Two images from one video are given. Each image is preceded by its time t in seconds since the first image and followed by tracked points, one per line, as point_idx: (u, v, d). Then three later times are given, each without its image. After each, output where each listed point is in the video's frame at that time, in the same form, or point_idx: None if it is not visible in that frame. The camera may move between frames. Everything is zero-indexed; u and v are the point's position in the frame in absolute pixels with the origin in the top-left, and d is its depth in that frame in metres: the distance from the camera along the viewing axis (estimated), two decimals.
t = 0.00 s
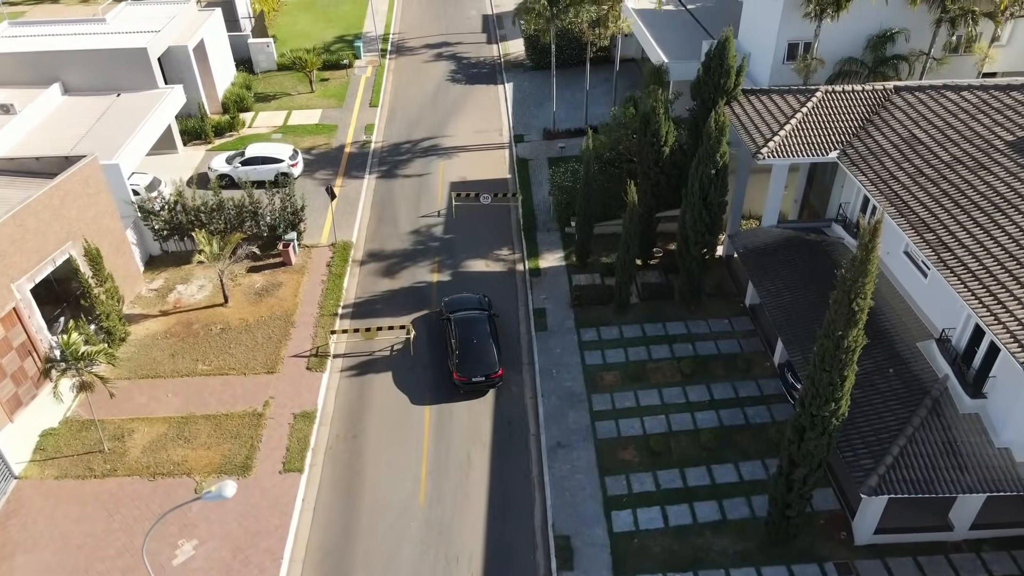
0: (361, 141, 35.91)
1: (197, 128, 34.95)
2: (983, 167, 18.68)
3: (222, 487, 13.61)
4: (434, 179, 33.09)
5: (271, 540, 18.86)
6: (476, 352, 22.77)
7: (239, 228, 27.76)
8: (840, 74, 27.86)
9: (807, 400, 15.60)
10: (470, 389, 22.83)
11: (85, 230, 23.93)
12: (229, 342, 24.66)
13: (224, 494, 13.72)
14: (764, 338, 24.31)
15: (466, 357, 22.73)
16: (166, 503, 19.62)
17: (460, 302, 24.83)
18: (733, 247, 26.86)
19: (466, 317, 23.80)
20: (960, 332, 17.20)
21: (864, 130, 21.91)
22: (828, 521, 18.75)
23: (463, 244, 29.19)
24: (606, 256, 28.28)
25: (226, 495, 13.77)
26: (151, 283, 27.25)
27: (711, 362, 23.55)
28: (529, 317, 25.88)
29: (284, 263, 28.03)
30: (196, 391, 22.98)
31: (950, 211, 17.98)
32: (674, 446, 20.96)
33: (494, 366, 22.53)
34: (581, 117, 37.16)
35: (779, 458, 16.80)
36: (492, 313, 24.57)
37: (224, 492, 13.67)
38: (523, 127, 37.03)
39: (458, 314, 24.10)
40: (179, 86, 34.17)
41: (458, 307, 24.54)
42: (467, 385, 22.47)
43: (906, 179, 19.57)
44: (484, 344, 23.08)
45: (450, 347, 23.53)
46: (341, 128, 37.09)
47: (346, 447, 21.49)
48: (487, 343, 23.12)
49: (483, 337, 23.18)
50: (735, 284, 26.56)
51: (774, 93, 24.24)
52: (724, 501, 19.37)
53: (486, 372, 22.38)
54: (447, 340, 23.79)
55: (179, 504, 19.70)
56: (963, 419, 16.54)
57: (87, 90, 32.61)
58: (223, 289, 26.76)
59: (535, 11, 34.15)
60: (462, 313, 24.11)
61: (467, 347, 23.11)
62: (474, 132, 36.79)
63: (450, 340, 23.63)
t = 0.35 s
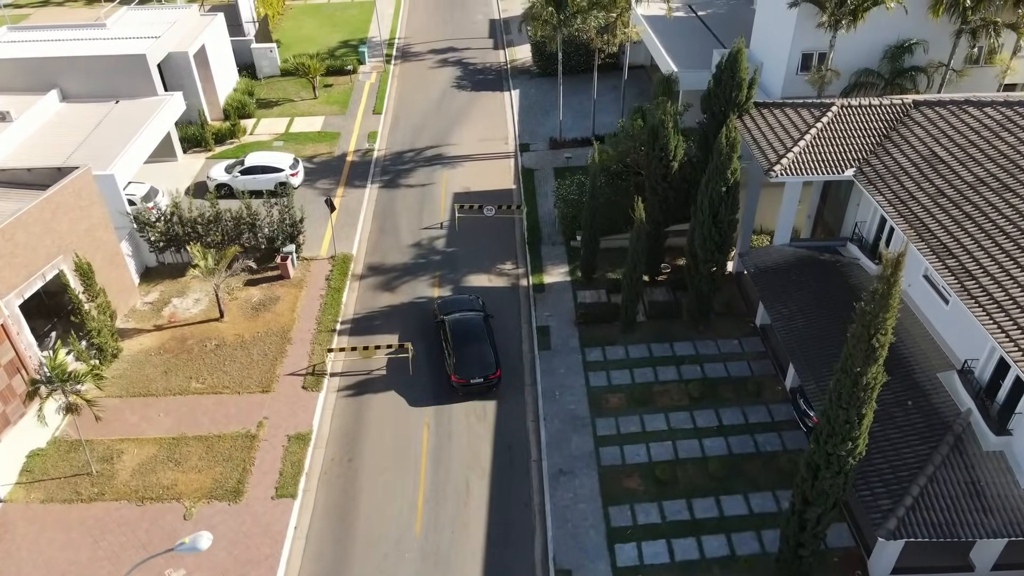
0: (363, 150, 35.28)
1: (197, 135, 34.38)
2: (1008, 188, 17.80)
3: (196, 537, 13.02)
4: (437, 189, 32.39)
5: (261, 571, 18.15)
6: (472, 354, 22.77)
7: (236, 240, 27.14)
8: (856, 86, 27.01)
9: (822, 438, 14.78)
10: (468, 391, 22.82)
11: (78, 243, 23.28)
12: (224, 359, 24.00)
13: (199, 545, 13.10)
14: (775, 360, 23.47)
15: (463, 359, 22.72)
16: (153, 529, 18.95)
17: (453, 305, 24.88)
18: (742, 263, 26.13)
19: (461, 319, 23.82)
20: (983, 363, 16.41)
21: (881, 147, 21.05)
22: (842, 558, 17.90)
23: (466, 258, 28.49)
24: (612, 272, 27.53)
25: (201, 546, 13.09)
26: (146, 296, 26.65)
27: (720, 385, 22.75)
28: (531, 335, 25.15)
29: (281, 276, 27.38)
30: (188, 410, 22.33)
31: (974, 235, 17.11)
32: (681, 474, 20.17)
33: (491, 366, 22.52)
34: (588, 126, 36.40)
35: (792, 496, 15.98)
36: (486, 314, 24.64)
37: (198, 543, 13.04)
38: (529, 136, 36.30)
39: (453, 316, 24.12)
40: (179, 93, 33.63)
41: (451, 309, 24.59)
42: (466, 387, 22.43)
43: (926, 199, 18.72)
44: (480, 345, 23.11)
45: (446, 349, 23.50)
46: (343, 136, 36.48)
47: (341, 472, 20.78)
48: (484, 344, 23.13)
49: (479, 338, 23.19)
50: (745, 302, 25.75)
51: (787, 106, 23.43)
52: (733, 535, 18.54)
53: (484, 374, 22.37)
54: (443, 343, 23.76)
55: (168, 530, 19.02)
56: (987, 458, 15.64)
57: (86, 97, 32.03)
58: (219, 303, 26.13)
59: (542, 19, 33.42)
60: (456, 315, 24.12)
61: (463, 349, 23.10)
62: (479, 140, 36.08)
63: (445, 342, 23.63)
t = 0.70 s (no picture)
0: (368, 157, 34.62)
1: (200, 141, 33.83)
2: None
3: None
4: (443, 199, 31.68)
5: None
6: (471, 355, 22.67)
7: (236, 251, 26.53)
8: (876, 98, 26.09)
9: (842, 481, 13.93)
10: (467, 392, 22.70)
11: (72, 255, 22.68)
12: (221, 376, 23.36)
13: None
14: (790, 385, 22.60)
15: (462, 360, 22.59)
16: (142, 556, 18.31)
17: (448, 307, 24.81)
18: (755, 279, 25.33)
19: (458, 321, 23.77)
20: (1013, 399, 15.49)
21: (904, 165, 20.13)
22: None
23: (471, 271, 27.75)
24: (622, 288, 26.73)
25: None
26: (143, 308, 26.08)
27: (732, 410, 21.91)
28: (537, 354, 24.38)
29: (282, 289, 26.73)
30: (182, 429, 21.69)
31: (1004, 262, 16.17)
32: (690, 505, 19.33)
33: (491, 367, 22.50)
34: (598, 134, 35.59)
35: (809, 538, 15.12)
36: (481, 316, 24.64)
37: None
38: (537, 144, 35.53)
39: (449, 318, 24.06)
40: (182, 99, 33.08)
41: (447, 312, 24.52)
42: (465, 388, 22.32)
43: (952, 222, 17.79)
44: (478, 346, 23.06)
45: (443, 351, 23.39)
46: (348, 142, 35.83)
47: (338, 498, 20.09)
48: (482, 346, 23.12)
49: (477, 340, 23.17)
50: (759, 322, 24.87)
51: (805, 121, 22.55)
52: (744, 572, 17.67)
53: (484, 375, 22.31)
54: (440, 345, 23.65)
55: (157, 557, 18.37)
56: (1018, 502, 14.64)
57: (87, 103, 31.50)
58: (217, 317, 25.51)
59: (551, 25, 32.59)
60: (452, 317, 24.06)
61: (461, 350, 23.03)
62: (486, 148, 35.32)
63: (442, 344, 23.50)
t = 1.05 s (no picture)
0: (376, 164, 33.90)
1: (205, 147, 33.23)
2: None
3: None
4: (451, 209, 30.89)
5: None
6: (470, 355, 22.47)
7: (238, 262, 25.86)
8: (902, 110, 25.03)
9: (869, 531, 13.02)
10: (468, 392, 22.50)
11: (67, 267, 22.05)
12: (219, 393, 22.66)
13: None
14: (809, 411, 21.61)
15: (462, 361, 22.36)
16: None
17: (444, 306, 24.56)
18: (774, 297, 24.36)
19: (456, 320, 23.54)
20: None
21: (934, 184, 19.10)
22: None
23: (478, 285, 26.94)
24: (634, 305, 25.83)
25: None
26: (143, 320, 25.46)
27: (748, 438, 20.96)
28: (545, 374, 23.52)
29: (284, 302, 26.02)
30: (178, 448, 21.01)
31: None
32: (703, 539, 18.41)
33: (490, 366, 22.33)
34: (611, 143, 34.67)
35: None
36: (477, 315, 24.45)
37: None
38: (548, 152, 34.67)
39: (446, 318, 23.80)
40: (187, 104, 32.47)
41: (443, 311, 24.26)
42: (465, 389, 22.12)
43: (986, 247, 16.76)
44: (476, 346, 22.87)
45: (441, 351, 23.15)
46: (356, 149, 35.12)
47: (336, 524, 19.32)
48: (480, 345, 22.94)
49: (476, 339, 22.97)
50: (776, 343, 23.90)
51: (828, 135, 21.56)
52: None
53: (484, 375, 22.14)
54: (437, 345, 23.44)
55: None
56: None
57: (90, 108, 30.95)
58: (217, 330, 24.83)
59: (564, 31, 31.67)
60: (449, 317, 23.82)
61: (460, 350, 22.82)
62: (496, 156, 34.49)
63: (439, 344, 23.25)
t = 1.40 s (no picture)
0: (386, 172, 33.19)
1: (213, 152, 32.67)
2: None
3: None
4: (462, 219, 30.10)
5: None
6: (470, 355, 22.47)
7: (242, 273, 25.23)
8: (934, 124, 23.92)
9: None
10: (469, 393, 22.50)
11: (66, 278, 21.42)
12: (219, 410, 21.98)
13: None
14: (832, 442, 20.59)
15: (462, 361, 22.37)
16: None
17: (443, 307, 24.56)
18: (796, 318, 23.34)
19: (455, 321, 23.51)
20: None
21: (970, 207, 18.02)
22: None
23: (488, 300, 26.14)
24: (649, 324, 24.92)
25: None
26: (144, 331, 24.86)
27: (767, 468, 19.98)
28: (556, 395, 22.67)
29: (288, 315, 25.35)
30: (175, 468, 20.35)
31: None
32: None
33: (491, 366, 22.35)
34: (628, 152, 33.75)
35: None
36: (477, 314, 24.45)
37: None
38: (563, 161, 33.81)
39: (445, 318, 23.79)
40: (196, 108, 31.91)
41: (443, 311, 24.25)
42: (466, 389, 22.11)
43: None
44: (476, 346, 22.86)
45: (441, 352, 23.11)
46: (366, 155, 34.42)
47: (336, 553, 18.55)
48: (480, 345, 22.93)
49: (476, 339, 22.96)
50: (798, 367, 22.88)
51: (856, 151, 20.53)
52: None
53: (485, 375, 22.15)
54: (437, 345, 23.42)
55: None
56: None
57: (97, 113, 30.43)
58: (220, 343, 24.18)
59: (580, 37, 30.72)
60: (448, 318, 23.81)
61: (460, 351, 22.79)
62: (509, 165, 33.64)
63: (439, 345, 23.23)
